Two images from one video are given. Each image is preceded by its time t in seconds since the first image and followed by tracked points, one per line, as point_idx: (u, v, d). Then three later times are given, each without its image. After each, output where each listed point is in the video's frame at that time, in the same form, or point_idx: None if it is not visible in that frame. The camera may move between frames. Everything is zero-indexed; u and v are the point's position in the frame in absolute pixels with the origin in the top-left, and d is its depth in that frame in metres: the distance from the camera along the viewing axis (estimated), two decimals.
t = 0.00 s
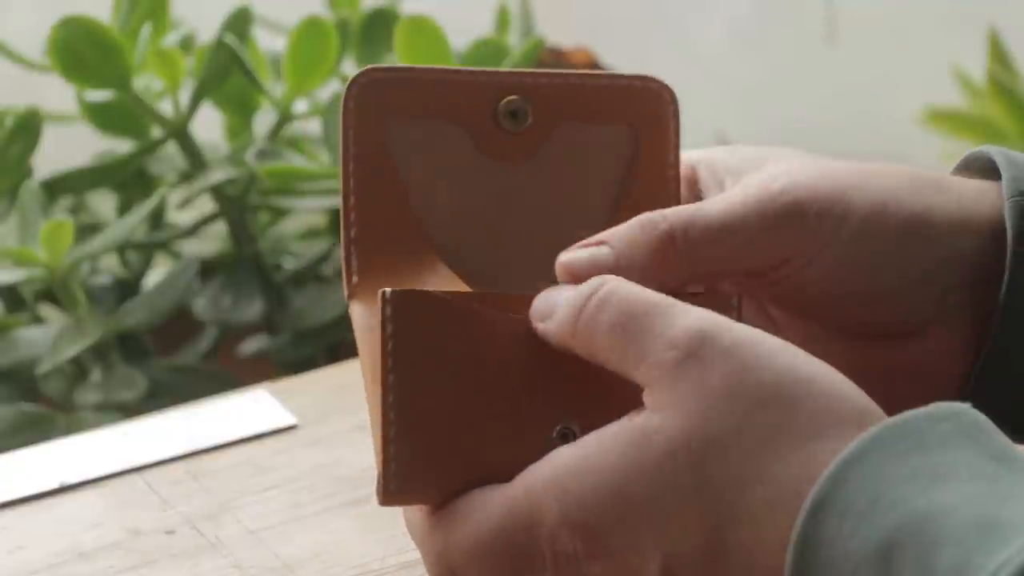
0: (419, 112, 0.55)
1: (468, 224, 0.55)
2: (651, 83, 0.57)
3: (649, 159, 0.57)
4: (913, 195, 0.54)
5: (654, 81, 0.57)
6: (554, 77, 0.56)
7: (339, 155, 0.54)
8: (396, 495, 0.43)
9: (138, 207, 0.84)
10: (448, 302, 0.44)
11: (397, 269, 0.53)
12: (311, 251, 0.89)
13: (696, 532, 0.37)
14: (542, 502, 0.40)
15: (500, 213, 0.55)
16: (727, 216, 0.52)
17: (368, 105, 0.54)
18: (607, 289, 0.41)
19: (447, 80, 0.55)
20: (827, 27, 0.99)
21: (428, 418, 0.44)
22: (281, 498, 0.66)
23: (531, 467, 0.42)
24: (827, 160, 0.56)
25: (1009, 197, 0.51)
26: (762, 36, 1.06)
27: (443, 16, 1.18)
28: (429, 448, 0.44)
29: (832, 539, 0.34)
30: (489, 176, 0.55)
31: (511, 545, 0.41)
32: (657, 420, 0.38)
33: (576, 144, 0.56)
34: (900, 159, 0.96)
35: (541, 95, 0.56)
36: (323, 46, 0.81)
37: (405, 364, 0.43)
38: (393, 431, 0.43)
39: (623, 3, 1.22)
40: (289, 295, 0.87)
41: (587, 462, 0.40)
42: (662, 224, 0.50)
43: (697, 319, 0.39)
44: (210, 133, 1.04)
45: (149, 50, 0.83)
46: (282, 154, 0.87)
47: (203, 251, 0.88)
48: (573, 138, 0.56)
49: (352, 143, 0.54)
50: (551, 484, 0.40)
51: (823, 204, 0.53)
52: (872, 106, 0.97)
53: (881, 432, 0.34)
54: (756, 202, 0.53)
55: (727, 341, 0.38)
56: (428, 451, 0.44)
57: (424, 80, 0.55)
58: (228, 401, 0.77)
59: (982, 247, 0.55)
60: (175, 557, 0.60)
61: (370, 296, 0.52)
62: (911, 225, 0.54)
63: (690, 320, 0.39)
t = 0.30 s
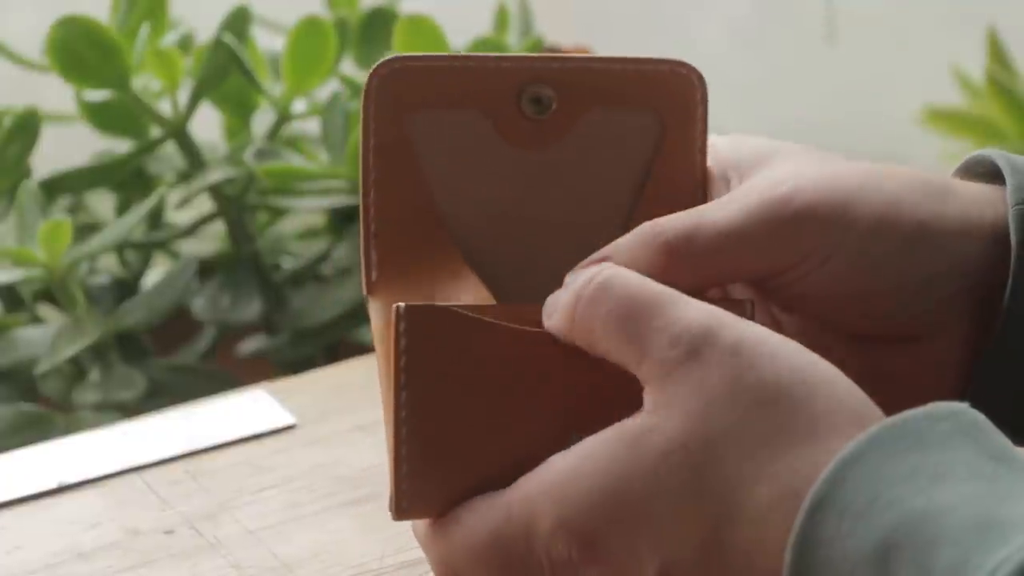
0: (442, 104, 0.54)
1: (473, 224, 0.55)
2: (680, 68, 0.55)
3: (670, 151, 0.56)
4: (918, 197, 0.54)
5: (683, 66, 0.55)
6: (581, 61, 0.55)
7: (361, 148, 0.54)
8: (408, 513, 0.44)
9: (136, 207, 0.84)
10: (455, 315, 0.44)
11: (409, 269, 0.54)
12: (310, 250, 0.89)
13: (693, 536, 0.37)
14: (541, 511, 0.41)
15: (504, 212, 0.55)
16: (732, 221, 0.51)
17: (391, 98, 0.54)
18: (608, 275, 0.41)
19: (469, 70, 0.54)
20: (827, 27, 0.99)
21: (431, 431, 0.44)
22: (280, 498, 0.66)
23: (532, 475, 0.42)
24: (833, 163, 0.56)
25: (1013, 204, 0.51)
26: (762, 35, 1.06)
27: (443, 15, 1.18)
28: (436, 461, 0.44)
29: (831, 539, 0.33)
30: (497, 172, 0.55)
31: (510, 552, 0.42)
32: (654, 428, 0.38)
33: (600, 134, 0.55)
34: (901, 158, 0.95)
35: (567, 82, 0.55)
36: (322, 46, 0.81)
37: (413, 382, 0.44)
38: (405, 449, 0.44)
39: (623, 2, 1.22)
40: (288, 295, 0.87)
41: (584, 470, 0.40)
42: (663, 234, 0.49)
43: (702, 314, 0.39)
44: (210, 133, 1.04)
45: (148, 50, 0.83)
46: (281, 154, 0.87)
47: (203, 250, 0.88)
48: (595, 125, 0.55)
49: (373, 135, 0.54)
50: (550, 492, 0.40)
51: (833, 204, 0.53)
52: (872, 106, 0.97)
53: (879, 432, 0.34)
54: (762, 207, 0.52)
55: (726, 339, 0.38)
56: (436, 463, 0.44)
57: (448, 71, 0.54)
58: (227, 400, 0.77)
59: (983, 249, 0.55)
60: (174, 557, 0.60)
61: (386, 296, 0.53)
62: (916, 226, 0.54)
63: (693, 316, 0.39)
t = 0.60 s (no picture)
0: (438, 109, 0.54)
1: (468, 225, 0.55)
2: (674, 68, 0.56)
3: (665, 152, 0.56)
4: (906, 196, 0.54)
5: (675, 67, 0.55)
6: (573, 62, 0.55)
7: (359, 153, 0.54)
8: (408, 515, 0.44)
9: (134, 206, 0.84)
10: (449, 321, 0.44)
11: (408, 274, 0.53)
12: (308, 249, 0.89)
13: (690, 537, 0.37)
14: (539, 514, 0.41)
15: (501, 213, 0.55)
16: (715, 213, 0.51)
17: (387, 103, 0.54)
18: (581, 289, 0.41)
19: (465, 75, 0.54)
20: (825, 26, 0.99)
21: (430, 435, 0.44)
22: (276, 497, 0.66)
23: (531, 477, 0.42)
24: (826, 157, 0.56)
25: (1007, 196, 0.51)
26: (759, 35, 1.06)
27: (440, 15, 1.18)
28: (435, 464, 0.44)
29: (826, 540, 0.33)
30: (491, 173, 0.55)
31: (507, 555, 0.42)
32: (649, 431, 0.38)
33: (596, 136, 0.56)
34: (898, 158, 0.95)
35: (560, 84, 0.55)
36: (319, 45, 0.81)
37: (413, 386, 0.44)
38: (404, 452, 0.44)
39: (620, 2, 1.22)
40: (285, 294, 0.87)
41: (581, 474, 0.40)
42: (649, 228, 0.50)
43: (679, 327, 0.38)
44: (206, 132, 1.04)
45: (145, 50, 0.83)
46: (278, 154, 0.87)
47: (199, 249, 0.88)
48: (589, 130, 0.56)
49: (370, 139, 0.54)
50: (548, 496, 0.41)
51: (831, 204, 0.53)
52: (870, 106, 0.97)
53: (874, 433, 0.34)
54: (747, 199, 0.52)
55: (714, 347, 0.37)
56: (435, 467, 0.44)
57: (443, 75, 0.54)
58: (223, 400, 0.77)
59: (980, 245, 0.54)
60: (170, 557, 0.60)
61: (388, 300, 0.52)
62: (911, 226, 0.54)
63: (678, 324, 0.38)
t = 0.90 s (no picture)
0: (436, 107, 0.54)
1: (467, 223, 0.55)
2: (673, 66, 0.56)
3: (665, 151, 0.56)
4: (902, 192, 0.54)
5: (674, 65, 0.55)
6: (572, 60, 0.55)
7: (356, 152, 0.54)
8: (405, 509, 0.45)
9: (131, 204, 0.83)
10: (452, 316, 0.44)
11: (407, 271, 0.53)
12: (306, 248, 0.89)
13: (686, 533, 0.37)
14: (537, 510, 0.41)
15: (499, 211, 0.55)
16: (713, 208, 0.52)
17: (384, 102, 0.54)
18: (581, 284, 0.41)
19: (464, 73, 0.54)
20: (821, 25, 0.99)
21: (429, 430, 0.44)
22: (274, 495, 0.66)
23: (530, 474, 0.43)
24: (825, 155, 0.56)
25: (1003, 194, 0.51)
26: (756, 34, 1.06)
27: (438, 13, 1.18)
28: (433, 460, 0.44)
29: (822, 537, 0.34)
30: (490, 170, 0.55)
31: (506, 551, 0.43)
32: (648, 425, 0.38)
33: (594, 135, 0.56)
34: (895, 156, 0.96)
35: (560, 82, 0.55)
36: (316, 43, 0.81)
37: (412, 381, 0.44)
38: (402, 447, 0.44)
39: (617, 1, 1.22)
40: (282, 292, 0.87)
41: (580, 469, 0.40)
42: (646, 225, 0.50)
43: (681, 321, 0.39)
44: (203, 129, 1.04)
45: (142, 48, 0.83)
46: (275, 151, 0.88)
47: (197, 247, 0.88)
48: (588, 128, 0.56)
49: (366, 138, 0.54)
50: (546, 492, 0.41)
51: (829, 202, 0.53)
52: (867, 106, 0.97)
53: (871, 431, 0.34)
54: (744, 196, 0.52)
55: (713, 342, 0.37)
56: (433, 463, 0.44)
57: (441, 74, 0.54)
58: (220, 396, 0.77)
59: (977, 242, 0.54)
60: (168, 554, 0.60)
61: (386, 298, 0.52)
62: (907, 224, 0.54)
63: (678, 320, 0.39)
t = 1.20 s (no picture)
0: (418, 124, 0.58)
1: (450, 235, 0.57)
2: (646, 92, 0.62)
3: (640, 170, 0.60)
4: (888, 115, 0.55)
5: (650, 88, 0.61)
6: (557, 89, 0.60)
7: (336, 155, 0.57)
8: (395, 503, 0.44)
9: (129, 202, 0.83)
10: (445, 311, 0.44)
11: (386, 270, 0.55)
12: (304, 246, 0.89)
13: (681, 530, 0.37)
14: (531, 508, 0.40)
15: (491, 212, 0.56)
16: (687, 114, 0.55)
17: (365, 111, 0.57)
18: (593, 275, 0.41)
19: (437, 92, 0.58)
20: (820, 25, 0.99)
21: (420, 422, 0.44)
22: (272, 493, 0.66)
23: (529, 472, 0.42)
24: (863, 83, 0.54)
25: None
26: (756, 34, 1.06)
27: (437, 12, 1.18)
28: (425, 453, 0.44)
29: (823, 535, 0.34)
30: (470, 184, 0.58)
31: (501, 551, 0.41)
32: (647, 419, 0.38)
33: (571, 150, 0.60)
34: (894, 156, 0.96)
35: (533, 100, 0.60)
36: (316, 42, 0.81)
37: (398, 374, 0.44)
38: (393, 439, 0.44)
39: None
40: (280, 291, 0.87)
41: (574, 463, 0.39)
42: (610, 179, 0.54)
43: (683, 315, 0.40)
44: (202, 128, 1.04)
45: (140, 47, 0.83)
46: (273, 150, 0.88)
47: (195, 246, 0.88)
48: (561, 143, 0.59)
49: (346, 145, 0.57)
50: (541, 487, 0.40)
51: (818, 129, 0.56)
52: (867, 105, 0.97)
53: (870, 427, 0.35)
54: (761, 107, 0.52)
55: (711, 337, 0.39)
56: (425, 456, 0.44)
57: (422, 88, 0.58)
58: (218, 393, 0.78)
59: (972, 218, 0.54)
60: (166, 552, 0.60)
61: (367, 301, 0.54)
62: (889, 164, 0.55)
63: (678, 316, 0.39)
